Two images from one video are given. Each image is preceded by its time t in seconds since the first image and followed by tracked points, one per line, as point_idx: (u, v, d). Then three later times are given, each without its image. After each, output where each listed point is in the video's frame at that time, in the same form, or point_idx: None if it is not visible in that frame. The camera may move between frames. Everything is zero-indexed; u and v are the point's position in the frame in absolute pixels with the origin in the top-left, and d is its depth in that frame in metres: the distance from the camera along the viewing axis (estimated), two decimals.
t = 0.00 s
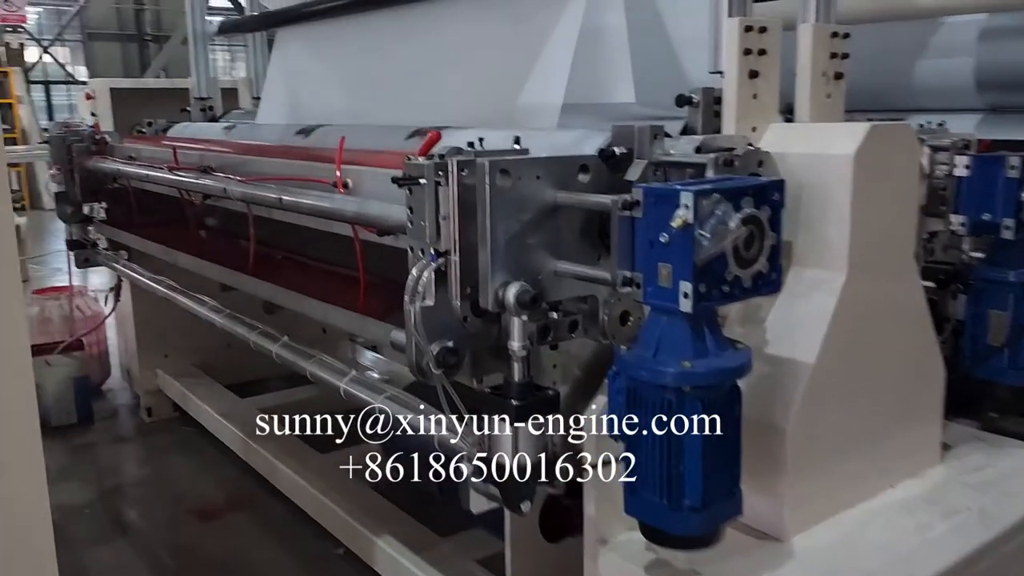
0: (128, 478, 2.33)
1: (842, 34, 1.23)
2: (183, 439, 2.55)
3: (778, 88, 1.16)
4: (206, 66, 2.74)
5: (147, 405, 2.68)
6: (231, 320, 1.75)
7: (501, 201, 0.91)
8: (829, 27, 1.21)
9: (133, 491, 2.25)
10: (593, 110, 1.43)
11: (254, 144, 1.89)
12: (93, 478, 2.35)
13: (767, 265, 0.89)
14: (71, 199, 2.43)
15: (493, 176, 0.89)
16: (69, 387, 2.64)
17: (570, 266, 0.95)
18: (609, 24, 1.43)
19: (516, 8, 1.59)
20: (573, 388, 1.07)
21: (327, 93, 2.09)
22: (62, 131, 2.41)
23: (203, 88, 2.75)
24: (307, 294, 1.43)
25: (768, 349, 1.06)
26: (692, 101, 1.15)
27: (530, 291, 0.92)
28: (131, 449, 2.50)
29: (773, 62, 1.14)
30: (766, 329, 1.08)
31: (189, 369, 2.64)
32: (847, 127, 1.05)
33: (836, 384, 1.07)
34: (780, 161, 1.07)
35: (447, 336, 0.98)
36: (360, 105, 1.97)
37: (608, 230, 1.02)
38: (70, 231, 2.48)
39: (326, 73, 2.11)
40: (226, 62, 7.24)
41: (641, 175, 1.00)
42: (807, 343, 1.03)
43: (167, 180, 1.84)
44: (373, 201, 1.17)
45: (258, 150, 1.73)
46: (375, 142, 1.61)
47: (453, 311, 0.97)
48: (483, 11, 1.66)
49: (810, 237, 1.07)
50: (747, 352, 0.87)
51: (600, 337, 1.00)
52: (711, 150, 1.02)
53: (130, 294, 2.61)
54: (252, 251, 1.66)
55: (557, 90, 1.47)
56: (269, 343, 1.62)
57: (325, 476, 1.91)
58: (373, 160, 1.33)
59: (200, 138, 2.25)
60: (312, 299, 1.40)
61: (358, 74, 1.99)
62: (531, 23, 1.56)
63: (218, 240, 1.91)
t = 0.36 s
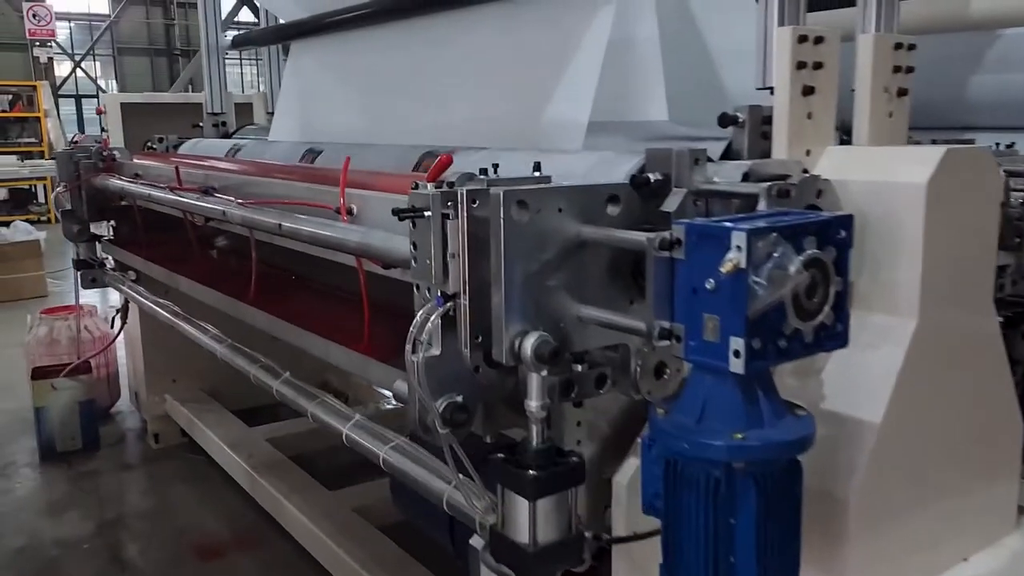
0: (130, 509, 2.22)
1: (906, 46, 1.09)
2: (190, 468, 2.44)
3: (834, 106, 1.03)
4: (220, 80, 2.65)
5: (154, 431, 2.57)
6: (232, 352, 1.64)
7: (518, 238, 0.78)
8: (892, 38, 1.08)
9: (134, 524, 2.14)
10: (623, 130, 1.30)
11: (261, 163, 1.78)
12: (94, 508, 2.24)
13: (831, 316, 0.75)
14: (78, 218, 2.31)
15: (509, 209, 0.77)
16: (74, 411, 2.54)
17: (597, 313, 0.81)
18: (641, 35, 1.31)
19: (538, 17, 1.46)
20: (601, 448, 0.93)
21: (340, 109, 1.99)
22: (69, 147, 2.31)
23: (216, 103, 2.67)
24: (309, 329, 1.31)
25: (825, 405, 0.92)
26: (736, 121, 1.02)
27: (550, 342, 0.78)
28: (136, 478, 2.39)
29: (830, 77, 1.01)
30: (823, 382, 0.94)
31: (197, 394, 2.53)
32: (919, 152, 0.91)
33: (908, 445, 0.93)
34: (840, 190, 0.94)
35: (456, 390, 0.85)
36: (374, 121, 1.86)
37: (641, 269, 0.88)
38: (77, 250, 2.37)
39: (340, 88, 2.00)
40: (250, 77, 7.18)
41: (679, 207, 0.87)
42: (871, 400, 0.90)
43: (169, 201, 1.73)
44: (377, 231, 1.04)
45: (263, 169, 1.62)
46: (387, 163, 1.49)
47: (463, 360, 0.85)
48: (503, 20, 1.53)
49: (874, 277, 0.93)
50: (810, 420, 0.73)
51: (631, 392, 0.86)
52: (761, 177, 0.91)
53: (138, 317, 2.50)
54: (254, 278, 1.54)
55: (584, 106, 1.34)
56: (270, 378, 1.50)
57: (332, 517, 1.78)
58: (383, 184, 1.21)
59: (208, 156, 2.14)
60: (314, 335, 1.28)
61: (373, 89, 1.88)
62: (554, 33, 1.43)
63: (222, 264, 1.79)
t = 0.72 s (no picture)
0: (117, 549, 2.08)
1: (980, 49, 0.97)
2: (182, 502, 2.31)
3: (904, 117, 0.90)
4: (217, 92, 2.52)
5: (146, 462, 2.44)
6: (224, 386, 1.51)
7: (554, 276, 0.65)
8: (965, 40, 0.95)
9: (121, 565, 2.00)
10: (652, 144, 1.18)
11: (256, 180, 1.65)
12: (79, 547, 2.11)
13: (933, 368, 0.63)
14: (66, 237, 2.19)
15: (543, 242, 0.64)
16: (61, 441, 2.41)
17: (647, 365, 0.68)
18: (672, 39, 1.18)
19: (557, 21, 1.33)
20: (645, 516, 0.79)
21: (341, 123, 1.86)
22: (57, 163, 2.19)
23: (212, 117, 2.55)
24: (307, 366, 1.18)
25: (903, 464, 0.79)
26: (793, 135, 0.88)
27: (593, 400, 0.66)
28: (125, 514, 2.26)
29: (900, 84, 0.89)
30: (901, 435, 0.81)
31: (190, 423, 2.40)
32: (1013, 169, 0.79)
33: (1007, 501, 0.80)
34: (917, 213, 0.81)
35: (477, 452, 0.72)
36: (377, 135, 1.73)
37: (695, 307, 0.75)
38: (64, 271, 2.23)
39: (341, 100, 1.88)
40: (251, 90, 7.06)
41: (736, 235, 0.76)
42: (963, 457, 0.76)
43: (157, 221, 1.61)
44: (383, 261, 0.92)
45: (258, 188, 1.49)
46: (391, 180, 1.36)
47: (486, 417, 0.72)
48: (518, 24, 1.40)
49: (959, 314, 0.80)
50: (914, 498, 0.61)
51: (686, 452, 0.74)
52: (828, 201, 0.77)
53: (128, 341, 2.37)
54: (248, 306, 1.41)
55: (609, 118, 1.22)
56: (266, 418, 1.37)
57: (332, 562, 1.65)
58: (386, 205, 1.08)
59: (202, 172, 2.02)
60: (312, 374, 1.15)
61: (376, 101, 1.75)
62: (575, 38, 1.30)
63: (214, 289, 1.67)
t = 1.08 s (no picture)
0: None
1: None
2: (171, 554, 2.16)
3: (1022, 149, 0.78)
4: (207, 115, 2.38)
5: (131, 509, 2.28)
6: (219, 445, 1.36)
7: (650, 362, 0.52)
8: None
9: None
10: (705, 176, 1.05)
11: (251, 212, 1.51)
12: None
13: None
14: (44, 271, 2.04)
15: (638, 319, 0.51)
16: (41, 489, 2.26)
17: (760, 469, 0.55)
18: (722, 57, 1.06)
19: (589, 36, 1.20)
20: None
21: (343, 147, 1.72)
22: (34, 192, 2.05)
23: (201, 140, 2.40)
24: (316, 432, 1.04)
25: None
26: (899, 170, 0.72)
27: (700, 517, 0.53)
28: (109, 569, 2.11)
29: (1020, 109, 0.77)
30: None
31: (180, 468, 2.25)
32: None
33: None
34: None
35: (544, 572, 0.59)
36: (385, 162, 1.60)
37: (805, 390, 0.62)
38: (43, 307, 2.08)
39: (342, 122, 1.74)
40: (240, 106, 6.90)
41: (851, 296, 0.62)
42: None
43: (142, 259, 1.46)
44: (409, 322, 0.78)
45: (255, 224, 1.35)
46: (407, 219, 1.23)
47: (553, 529, 0.59)
48: (544, 41, 1.27)
49: None
50: None
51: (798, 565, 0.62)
52: (959, 254, 0.63)
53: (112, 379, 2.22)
54: (245, 356, 1.27)
55: (654, 145, 1.08)
56: (268, 485, 1.22)
57: None
58: (419, 253, 0.95)
59: (191, 201, 1.87)
60: (321, 441, 1.01)
61: (382, 124, 1.62)
62: (612, 55, 1.17)
63: (207, 331, 1.52)
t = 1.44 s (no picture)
0: None
1: None
2: None
3: None
4: (192, 121, 2.31)
5: (114, 532, 2.20)
6: (205, 474, 1.29)
7: (703, 416, 0.45)
8: None
9: None
10: (722, 185, 0.98)
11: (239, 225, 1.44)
12: None
13: None
14: (22, 286, 1.95)
15: (689, 366, 0.43)
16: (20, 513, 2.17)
17: (823, 531, 0.47)
18: (744, 63, 1.00)
19: (598, 39, 1.13)
20: None
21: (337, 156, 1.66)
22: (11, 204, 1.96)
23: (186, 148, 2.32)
24: (311, 467, 0.96)
25: None
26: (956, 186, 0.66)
27: None
28: None
29: None
30: None
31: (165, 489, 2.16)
32: None
33: None
34: None
35: None
36: (382, 172, 1.53)
37: (864, 437, 0.55)
38: (21, 323, 1.99)
39: (335, 131, 1.68)
40: (227, 111, 6.80)
41: (915, 329, 0.55)
42: None
43: (123, 277, 1.39)
44: (413, 353, 0.71)
45: (244, 240, 1.27)
46: (408, 234, 1.16)
47: None
48: (550, 45, 1.21)
49: None
50: None
51: None
52: None
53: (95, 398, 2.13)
54: (232, 381, 1.20)
55: (676, 155, 1.02)
56: (258, 520, 1.15)
57: None
58: (427, 276, 0.89)
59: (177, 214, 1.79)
60: (318, 479, 0.94)
61: (378, 133, 1.55)
62: (624, 60, 1.10)
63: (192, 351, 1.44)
